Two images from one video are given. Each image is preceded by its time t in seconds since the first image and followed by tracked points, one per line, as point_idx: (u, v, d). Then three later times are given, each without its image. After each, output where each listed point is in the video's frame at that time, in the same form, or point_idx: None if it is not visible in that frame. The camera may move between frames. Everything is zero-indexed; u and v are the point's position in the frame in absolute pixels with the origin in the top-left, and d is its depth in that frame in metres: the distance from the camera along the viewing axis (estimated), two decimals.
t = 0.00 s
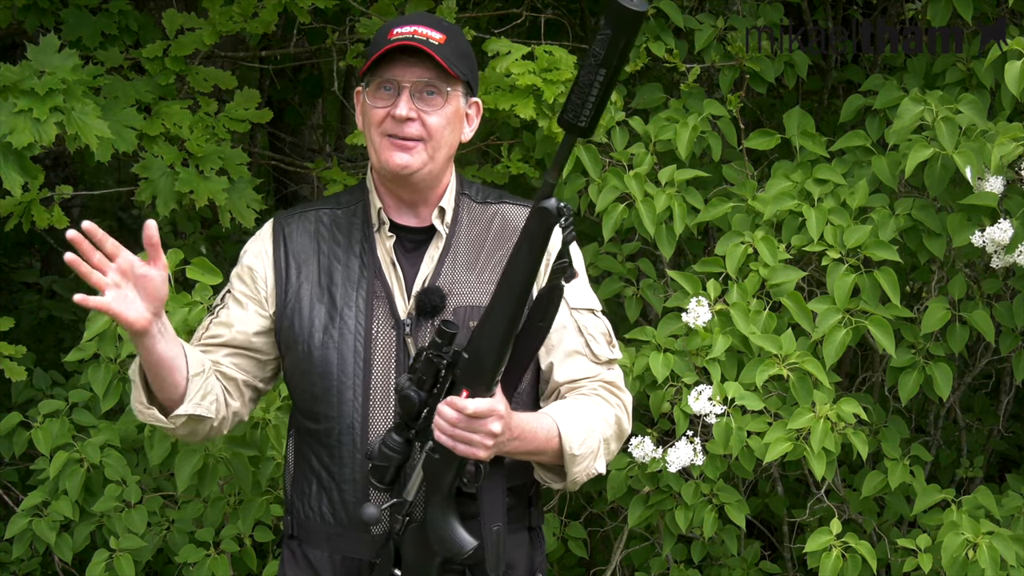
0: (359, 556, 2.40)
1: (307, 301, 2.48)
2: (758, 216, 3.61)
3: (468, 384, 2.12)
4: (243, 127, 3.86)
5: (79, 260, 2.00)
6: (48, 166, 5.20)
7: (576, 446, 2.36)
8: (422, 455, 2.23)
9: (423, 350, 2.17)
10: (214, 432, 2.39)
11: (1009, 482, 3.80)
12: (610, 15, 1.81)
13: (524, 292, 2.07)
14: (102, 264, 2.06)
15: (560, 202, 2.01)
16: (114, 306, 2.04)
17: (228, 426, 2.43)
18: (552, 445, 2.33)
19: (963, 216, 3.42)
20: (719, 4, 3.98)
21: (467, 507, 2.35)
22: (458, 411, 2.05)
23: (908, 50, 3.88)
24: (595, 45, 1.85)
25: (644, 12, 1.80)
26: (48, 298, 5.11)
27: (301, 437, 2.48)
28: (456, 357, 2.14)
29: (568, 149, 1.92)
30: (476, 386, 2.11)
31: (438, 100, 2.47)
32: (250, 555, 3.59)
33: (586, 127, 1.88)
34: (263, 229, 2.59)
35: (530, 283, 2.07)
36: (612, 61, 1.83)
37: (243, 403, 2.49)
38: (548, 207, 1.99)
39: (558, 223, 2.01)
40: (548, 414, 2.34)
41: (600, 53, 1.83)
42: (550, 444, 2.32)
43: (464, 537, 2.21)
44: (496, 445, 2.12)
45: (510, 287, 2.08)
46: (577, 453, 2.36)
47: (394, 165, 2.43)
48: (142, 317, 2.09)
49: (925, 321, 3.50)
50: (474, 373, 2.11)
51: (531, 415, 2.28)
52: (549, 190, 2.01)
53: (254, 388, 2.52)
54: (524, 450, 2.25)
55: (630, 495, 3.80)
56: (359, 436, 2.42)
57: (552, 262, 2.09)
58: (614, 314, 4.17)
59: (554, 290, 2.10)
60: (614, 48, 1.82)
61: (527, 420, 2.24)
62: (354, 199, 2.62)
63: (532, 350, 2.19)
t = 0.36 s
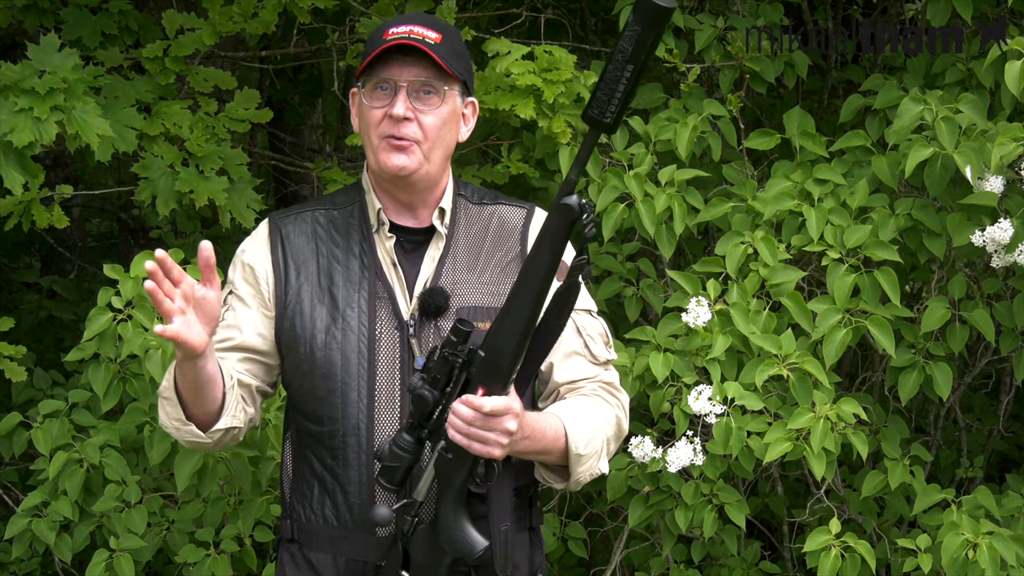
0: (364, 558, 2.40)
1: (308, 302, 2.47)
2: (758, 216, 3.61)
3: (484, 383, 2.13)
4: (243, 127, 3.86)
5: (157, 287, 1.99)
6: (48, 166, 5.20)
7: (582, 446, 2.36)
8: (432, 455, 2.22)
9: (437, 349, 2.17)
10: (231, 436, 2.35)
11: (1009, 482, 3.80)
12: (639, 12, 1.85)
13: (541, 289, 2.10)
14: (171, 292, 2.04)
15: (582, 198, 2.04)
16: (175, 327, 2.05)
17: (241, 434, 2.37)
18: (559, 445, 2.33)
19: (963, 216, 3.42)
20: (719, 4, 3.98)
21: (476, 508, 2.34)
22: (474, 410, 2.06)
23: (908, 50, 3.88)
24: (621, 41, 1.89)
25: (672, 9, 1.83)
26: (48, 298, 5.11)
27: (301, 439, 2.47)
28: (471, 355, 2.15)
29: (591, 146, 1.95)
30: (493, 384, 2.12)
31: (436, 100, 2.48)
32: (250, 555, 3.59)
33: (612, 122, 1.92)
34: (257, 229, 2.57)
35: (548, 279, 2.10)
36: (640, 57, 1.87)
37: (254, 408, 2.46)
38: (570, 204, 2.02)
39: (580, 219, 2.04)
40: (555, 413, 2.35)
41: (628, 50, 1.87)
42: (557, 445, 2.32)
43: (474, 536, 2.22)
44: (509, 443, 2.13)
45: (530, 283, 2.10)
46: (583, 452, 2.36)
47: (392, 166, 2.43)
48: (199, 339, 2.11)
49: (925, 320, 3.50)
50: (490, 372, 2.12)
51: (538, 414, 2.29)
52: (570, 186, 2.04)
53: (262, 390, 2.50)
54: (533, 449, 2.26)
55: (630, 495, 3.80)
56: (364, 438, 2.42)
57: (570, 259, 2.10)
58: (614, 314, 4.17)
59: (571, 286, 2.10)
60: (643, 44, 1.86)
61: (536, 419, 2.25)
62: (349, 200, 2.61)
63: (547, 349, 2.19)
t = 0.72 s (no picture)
0: (361, 558, 2.40)
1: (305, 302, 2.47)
2: (758, 216, 3.61)
3: (487, 383, 2.13)
4: (243, 127, 3.86)
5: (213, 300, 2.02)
6: (48, 166, 5.20)
7: (581, 447, 2.36)
8: (434, 455, 2.21)
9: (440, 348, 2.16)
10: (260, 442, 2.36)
11: (1009, 482, 3.80)
12: (650, 12, 1.87)
13: (548, 290, 2.12)
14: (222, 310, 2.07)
15: (589, 199, 2.08)
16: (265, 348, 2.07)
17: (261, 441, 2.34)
18: (558, 446, 2.33)
19: (963, 217, 3.42)
20: (719, 4, 3.98)
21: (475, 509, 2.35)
22: (477, 410, 2.06)
23: (908, 50, 3.88)
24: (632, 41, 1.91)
25: (683, 11, 1.86)
26: (48, 298, 5.11)
27: (297, 440, 2.46)
28: (474, 355, 2.14)
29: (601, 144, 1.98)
30: (495, 385, 2.12)
31: (429, 100, 2.48)
32: (250, 555, 3.58)
33: (622, 122, 1.94)
34: (254, 230, 2.56)
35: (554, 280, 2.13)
36: (651, 57, 1.89)
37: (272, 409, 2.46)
38: (578, 203, 2.07)
39: (587, 219, 2.08)
40: (554, 415, 2.35)
41: (639, 51, 1.88)
42: (556, 446, 2.32)
43: (475, 537, 2.22)
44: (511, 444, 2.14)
45: (537, 282, 2.12)
46: (581, 454, 2.36)
47: (386, 167, 2.43)
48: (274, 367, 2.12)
49: (925, 320, 3.50)
50: (493, 371, 2.12)
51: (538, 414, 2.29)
52: (577, 187, 2.09)
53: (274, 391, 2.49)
54: (532, 450, 2.26)
55: (630, 496, 3.80)
56: (362, 438, 2.42)
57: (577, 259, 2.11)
58: (614, 314, 4.16)
59: (577, 287, 2.11)
60: (654, 44, 1.88)
61: (534, 420, 2.25)
62: (345, 200, 2.61)
63: (549, 349, 2.19)
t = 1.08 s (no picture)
0: (364, 558, 2.40)
1: (305, 303, 2.47)
2: (758, 216, 3.61)
3: (491, 389, 2.12)
4: (243, 127, 3.86)
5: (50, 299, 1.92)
6: (48, 166, 5.20)
7: (582, 448, 2.36)
8: (438, 458, 2.22)
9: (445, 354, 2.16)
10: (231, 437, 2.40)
11: (1009, 482, 3.80)
12: (661, 25, 1.86)
13: (555, 297, 2.10)
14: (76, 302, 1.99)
15: (595, 207, 2.06)
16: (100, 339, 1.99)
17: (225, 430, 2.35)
18: (560, 448, 2.33)
19: (963, 217, 3.42)
20: (719, 4, 3.98)
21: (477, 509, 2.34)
22: (483, 416, 2.06)
23: (908, 50, 3.88)
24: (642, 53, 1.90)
25: (694, 24, 1.85)
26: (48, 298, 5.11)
27: (298, 440, 2.46)
28: (478, 362, 2.15)
29: (609, 155, 1.97)
30: (501, 390, 2.12)
31: (431, 100, 2.48)
32: (250, 555, 3.59)
33: (629, 133, 1.94)
34: (252, 230, 2.56)
35: (560, 288, 2.11)
36: (661, 70, 1.88)
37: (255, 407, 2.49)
38: (583, 212, 2.04)
39: (593, 228, 2.06)
40: (556, 416, 2.35)
41: (649, 63, 1.88)
42: (558, 447, 2.32)
43: (480, 540, 2.23)
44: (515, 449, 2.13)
45: (542, 291, 2.10)
46: (582, 455, 2.36)
47: (389, 168, 2.42)
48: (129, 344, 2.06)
49: (925, 320, 3.50)
50: (498, 378, 2.12)
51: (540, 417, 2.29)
52: (583, 196, 2.06)
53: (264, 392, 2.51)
54: (534, 453, 2.26)
55: (630, 496, 3.80)
56: (363, 440, 2.42)
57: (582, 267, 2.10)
58: (614, 314, 4.16)
59: (583, 295, 2.11)
60: (664, 57, 1.87)
61: (537, 422, 2.25)
62: (343, 199, 2.61)
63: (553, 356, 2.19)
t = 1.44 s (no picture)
0: (361, 557, 2.40)
1: (304, 302, 2.47)
2: (758, 216, 3.61)
3: (481, 391, 2.12)
4: (243, 127, 3.86)
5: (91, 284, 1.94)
6: (48, 166, 5.20)
7: (580, 449, 2.35)
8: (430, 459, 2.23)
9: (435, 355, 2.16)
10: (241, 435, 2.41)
11: (1009, 482, 3.80)
12: (642, 28, 1.86)
13: (544, 299, 2.09)
14: (112, 289, 2.02)
15: (582, 210, 2.03)
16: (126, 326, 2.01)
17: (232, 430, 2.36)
18: (557, 448, 2.33)
19: (963, 216, 3.42)
20: (719, 4, 3.98)
21: (471, 509, 2.35)
22: (472, 417, 2.06)
23: (908, 50, 3.88)
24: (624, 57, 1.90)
25: (676, 27, 1.84)
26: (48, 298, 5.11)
27: (298, 438, 2.47)
28: (469, 363, 2.15)
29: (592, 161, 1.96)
30: (491, 392, 2.12)
31: (427, 99, 2.48)
32: (250, 555, 3.59)
33: (613, 138, 1.93)
34: (256, 230, 2.56)
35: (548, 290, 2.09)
36: (642, 72, 1.87)
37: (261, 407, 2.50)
38: (569, 216, 2.02)
39: (579, 230, 2.04)
40: (552, 416, 2.34)
41: (630, 67, 1.88)
42: (554, 448, 2.32)
43: (471, 540, 2.22)
44: (506, 451, 2.12)
45: (529, 292, 2.09)
46: (580, 455, 2.36)
47: (385, 169, 2.43)
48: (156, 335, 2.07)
49: (925, 320, 3.50)
50: (489, 380, 2.12)
51: (536, 418, 2.29)
52: (570, 199, 2.04)
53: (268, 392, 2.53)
54: (530, 454, 2.25)
55: (629, 496, 3.80)
56: (360, 438, 2.42)
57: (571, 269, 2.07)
58: (614, 314, 4.16)
59: (571, 297, 2.05)
60: (646, 60, 1.87)
61: (533, 423, 2.25)
62: (347, 199, 2.61)
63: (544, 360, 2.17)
